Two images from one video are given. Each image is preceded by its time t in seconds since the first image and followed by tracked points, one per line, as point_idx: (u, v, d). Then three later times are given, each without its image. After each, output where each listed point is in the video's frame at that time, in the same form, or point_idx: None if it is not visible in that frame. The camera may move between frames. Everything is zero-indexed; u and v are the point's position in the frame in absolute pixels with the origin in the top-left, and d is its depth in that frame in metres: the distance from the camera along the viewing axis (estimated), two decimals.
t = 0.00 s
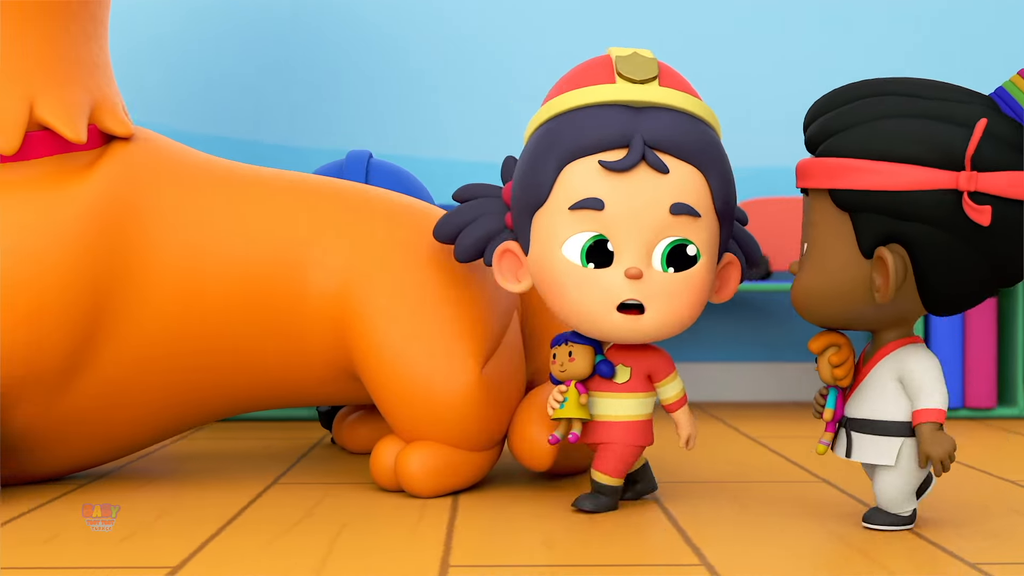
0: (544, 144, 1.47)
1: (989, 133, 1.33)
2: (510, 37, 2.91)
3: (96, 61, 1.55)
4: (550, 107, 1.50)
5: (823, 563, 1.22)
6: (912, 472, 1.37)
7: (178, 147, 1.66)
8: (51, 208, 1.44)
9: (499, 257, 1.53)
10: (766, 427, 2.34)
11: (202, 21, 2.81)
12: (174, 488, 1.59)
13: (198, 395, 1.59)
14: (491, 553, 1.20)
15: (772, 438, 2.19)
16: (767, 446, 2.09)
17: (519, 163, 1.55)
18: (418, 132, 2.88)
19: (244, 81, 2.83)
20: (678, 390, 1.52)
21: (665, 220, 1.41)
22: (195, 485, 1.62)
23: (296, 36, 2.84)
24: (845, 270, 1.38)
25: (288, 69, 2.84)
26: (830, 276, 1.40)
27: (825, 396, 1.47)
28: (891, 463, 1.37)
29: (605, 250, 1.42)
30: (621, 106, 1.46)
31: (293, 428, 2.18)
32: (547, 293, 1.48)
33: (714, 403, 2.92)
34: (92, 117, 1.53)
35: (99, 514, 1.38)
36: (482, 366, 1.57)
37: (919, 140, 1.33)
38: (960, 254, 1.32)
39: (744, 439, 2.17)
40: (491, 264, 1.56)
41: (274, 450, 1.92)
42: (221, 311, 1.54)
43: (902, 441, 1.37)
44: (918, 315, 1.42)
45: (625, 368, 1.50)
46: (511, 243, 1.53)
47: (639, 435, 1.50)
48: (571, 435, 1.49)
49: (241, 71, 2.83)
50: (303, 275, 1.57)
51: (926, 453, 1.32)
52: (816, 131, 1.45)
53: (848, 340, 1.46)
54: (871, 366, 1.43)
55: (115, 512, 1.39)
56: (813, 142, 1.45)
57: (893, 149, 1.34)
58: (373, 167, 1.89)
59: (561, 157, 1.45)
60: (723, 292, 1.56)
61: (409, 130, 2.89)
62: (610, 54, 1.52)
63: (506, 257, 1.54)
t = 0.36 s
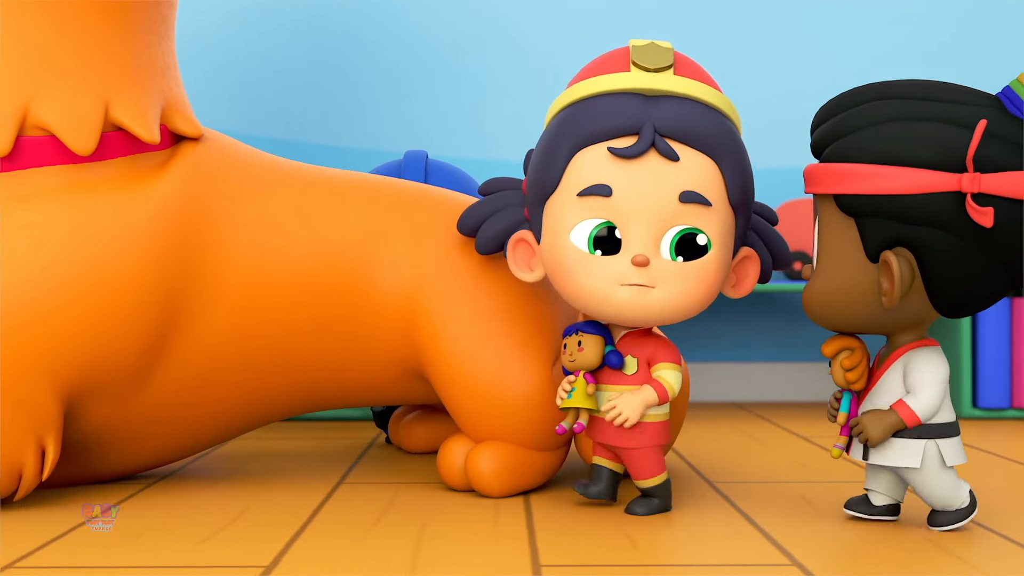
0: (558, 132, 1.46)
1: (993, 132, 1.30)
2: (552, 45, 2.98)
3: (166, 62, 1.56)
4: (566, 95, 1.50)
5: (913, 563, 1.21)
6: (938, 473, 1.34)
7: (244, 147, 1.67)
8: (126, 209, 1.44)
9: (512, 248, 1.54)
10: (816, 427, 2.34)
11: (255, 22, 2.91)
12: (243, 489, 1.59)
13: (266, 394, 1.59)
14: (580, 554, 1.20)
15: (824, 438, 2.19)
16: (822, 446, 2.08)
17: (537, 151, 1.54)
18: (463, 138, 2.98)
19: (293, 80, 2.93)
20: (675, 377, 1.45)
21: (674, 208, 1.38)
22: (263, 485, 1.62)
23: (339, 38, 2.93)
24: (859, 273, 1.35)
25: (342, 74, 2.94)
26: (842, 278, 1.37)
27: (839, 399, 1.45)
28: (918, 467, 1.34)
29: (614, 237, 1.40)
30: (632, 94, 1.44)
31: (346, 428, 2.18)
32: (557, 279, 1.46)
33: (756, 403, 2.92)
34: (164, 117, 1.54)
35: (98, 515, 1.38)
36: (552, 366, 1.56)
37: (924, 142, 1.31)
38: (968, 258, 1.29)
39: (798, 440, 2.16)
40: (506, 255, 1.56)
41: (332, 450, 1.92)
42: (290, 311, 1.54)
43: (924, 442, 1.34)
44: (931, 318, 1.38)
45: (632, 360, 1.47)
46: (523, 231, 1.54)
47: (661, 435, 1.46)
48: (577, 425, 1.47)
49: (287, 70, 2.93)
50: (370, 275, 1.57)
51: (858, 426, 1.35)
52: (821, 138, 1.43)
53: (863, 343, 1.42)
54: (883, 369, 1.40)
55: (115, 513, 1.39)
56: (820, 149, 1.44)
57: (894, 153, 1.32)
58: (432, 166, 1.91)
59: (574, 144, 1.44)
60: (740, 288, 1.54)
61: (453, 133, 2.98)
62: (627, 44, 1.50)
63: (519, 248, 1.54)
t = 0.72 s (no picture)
0: (564, 129, 1.43)
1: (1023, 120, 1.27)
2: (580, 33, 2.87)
3: (219, 62, 1.56)
4: (572, 93, 1.46)
5: (979, 562, 1.21)
6: (928, 462, 1.32)
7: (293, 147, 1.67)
8: (182, 209, 1.44)
9: (517, 246, 1.50)
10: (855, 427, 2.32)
11: (287, 20, 2.83)
12: (295, 488, 1.59)
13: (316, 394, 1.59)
14: (645, 553, 1.20)
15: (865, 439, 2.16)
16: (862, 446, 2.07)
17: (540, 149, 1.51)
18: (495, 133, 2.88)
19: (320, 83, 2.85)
20: (696, 382, 1.44)
21: (687, 207, 1.36)
22: (314, 485, 1.62)
23: (372, 37, 2.85)
24: (876, 260, 1.33)
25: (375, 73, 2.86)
26: (859, 263, 1.34)
27: (843, 386, 1.41)
28: (907, 452, 1.32)
29: (625, 236, 1.37)
30: (642, 91, 1.41)
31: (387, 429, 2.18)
32: (566, 279, 1.43)
33: (788, 403, 2.91)
34: (217, 118, 1.54)
35: (98, 514, 1.38)
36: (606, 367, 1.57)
37: (953, 128, 1.28)
38: (991, 248, 1.27)
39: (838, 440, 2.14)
40: (508, 255, 1.52)
41: (375, 450, 1.92)
42: (342, 311, 1.55)
43: (918, 432, 1.32)
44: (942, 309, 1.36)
45: (642, 361, 1.45)
46: (528, 231, 1.50)
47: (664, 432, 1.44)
48: (587, 428, 1.43)
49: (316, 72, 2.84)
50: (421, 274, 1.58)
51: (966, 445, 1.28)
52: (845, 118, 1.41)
53: (870, 331, 1.40)
54: (891, 359, 1.37)
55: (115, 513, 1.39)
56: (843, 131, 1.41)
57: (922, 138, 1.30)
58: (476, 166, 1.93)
59: (583, 141, 1.41)
60: (746, 289, 1.52)
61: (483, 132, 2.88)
62: (634, 41, 1.48)
63: (524, 247, 1.51)
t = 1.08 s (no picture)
0: (538, 142, 1.39)
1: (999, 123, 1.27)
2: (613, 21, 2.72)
3: (264, 62, 1.57)
4: (548, 98, 1.42)
5: None
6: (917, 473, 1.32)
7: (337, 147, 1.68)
8: (233, 209, 1.45)
9: (498, 256, 1.46)
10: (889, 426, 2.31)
11: (310, 21, 2.67)
12: (342, 488, 1.60)
13: (363, 393, 1.60)
14: (705, 554, 1.21)
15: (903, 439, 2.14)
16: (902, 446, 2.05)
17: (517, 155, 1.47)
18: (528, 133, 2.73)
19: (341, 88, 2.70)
20: (685, 395, 1.41)
21: (671, 224, 1.32)
22: (361, 485, 1.63)
23: (398, 37, 2.69)
24: (850, 263, 1.33)
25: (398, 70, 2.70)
26: (834, 267, 1.35)
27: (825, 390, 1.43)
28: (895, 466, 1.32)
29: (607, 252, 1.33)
30: (623, 97, 1.37)
31: (423, 429, 2.18)
32: (551, 298, 1.38)
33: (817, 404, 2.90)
34: (265, 118, 1.55)
35: (98, 515, 1.40)
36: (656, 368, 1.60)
37: (929, 129, 1.28)
38: (969, 252, 1.27)
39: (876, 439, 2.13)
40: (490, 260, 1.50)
41: (415, 451, 1.92)
42: (389, 311, 1.55)
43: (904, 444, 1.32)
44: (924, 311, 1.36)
45: (630, 373, 1.42)
46: (509, 242, 1.45)
47: (647, 445, 1.41)
48: (572, 442, 1.42)
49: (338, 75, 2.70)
50: (467, 273, 1.58)
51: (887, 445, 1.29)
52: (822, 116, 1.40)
53: (851, 334, 1.41)
54: (871, 361, 1.37)
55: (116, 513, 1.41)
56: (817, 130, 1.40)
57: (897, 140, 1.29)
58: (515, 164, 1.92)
59: (560, 154, 1.36)
60: (734, 293, 1.48)
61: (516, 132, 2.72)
62: (613, 40, 1.43)
63: (506, 255, 1.46)
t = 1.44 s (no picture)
0: (513, 138, 1.40)
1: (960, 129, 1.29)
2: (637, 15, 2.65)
3: (297, 61, 1.57)
4: (528, 93, 1.42)
5: None
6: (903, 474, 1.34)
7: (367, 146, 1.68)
8: (269, 209, 1.45)
9: (477, 252, 1.46)
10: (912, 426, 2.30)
11: (329, 21, 2.63)
12: (375, 488, 1.61)
13: (395, 393, 1.61)
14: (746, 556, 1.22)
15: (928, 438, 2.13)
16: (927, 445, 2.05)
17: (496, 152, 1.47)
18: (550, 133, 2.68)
19: (360, 87, 2.65)
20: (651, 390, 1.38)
21: (643, 212, 1.32)
22: (393, 485, 1.63)
23: (417, 36, 2.65)
24: (816, 274, 1.35)
25: (417, 70, 2.66)
26: (801, 279, 1.36)
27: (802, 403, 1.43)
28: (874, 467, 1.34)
29: (580, 243, 1.33)
30: (598, 90, 1.37)
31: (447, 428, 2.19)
32: (522, 290, 1.39)
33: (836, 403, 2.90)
34: (299, 119, 1.55)
35: (97, 515, 1.40)
36: (687, 367, 1.59)
37: (894, 138, 1.30)
38: (935, 260, 1.29)
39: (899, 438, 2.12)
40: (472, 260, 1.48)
41: (442, 450, 1.93)
42: (422, 311, 1.56)
43: (884, 446, 1.34)
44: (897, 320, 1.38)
45: (605, 369, 1.40)
46: (489, 237, 1.45)
47: (634, 444, 1.39)
48: (547, 439, 1.39)
49: (358, 75, 2.64)
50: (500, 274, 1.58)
51: (836, 438, 1.34)
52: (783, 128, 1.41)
53: (825, 345, 1.42)
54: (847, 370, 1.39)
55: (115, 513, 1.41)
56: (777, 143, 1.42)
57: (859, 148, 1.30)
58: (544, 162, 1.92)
59: (535, 147, 1.37)
60: (718, 291, 1.47)
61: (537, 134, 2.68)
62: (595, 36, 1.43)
63: (487, 251, 1.46)
